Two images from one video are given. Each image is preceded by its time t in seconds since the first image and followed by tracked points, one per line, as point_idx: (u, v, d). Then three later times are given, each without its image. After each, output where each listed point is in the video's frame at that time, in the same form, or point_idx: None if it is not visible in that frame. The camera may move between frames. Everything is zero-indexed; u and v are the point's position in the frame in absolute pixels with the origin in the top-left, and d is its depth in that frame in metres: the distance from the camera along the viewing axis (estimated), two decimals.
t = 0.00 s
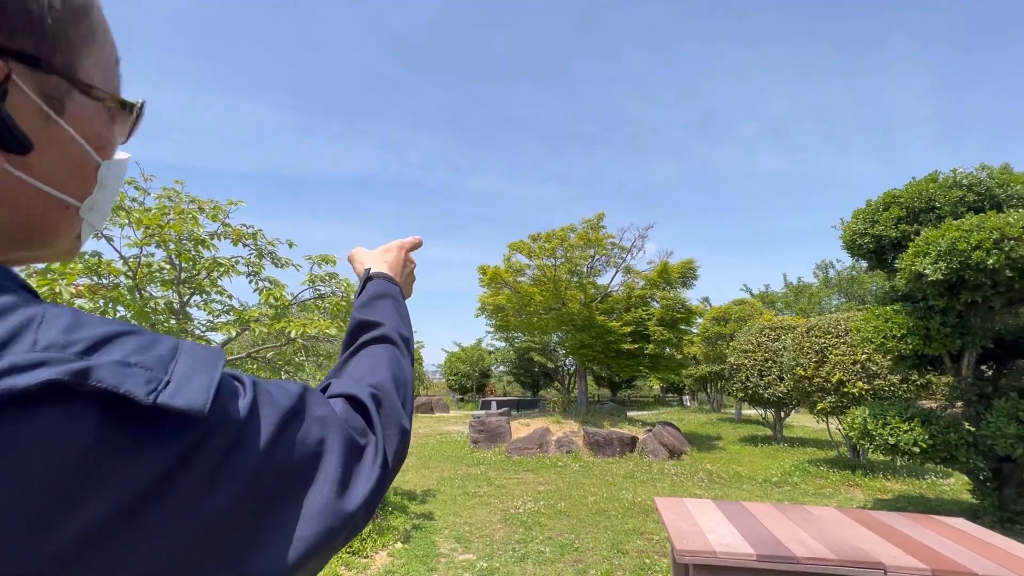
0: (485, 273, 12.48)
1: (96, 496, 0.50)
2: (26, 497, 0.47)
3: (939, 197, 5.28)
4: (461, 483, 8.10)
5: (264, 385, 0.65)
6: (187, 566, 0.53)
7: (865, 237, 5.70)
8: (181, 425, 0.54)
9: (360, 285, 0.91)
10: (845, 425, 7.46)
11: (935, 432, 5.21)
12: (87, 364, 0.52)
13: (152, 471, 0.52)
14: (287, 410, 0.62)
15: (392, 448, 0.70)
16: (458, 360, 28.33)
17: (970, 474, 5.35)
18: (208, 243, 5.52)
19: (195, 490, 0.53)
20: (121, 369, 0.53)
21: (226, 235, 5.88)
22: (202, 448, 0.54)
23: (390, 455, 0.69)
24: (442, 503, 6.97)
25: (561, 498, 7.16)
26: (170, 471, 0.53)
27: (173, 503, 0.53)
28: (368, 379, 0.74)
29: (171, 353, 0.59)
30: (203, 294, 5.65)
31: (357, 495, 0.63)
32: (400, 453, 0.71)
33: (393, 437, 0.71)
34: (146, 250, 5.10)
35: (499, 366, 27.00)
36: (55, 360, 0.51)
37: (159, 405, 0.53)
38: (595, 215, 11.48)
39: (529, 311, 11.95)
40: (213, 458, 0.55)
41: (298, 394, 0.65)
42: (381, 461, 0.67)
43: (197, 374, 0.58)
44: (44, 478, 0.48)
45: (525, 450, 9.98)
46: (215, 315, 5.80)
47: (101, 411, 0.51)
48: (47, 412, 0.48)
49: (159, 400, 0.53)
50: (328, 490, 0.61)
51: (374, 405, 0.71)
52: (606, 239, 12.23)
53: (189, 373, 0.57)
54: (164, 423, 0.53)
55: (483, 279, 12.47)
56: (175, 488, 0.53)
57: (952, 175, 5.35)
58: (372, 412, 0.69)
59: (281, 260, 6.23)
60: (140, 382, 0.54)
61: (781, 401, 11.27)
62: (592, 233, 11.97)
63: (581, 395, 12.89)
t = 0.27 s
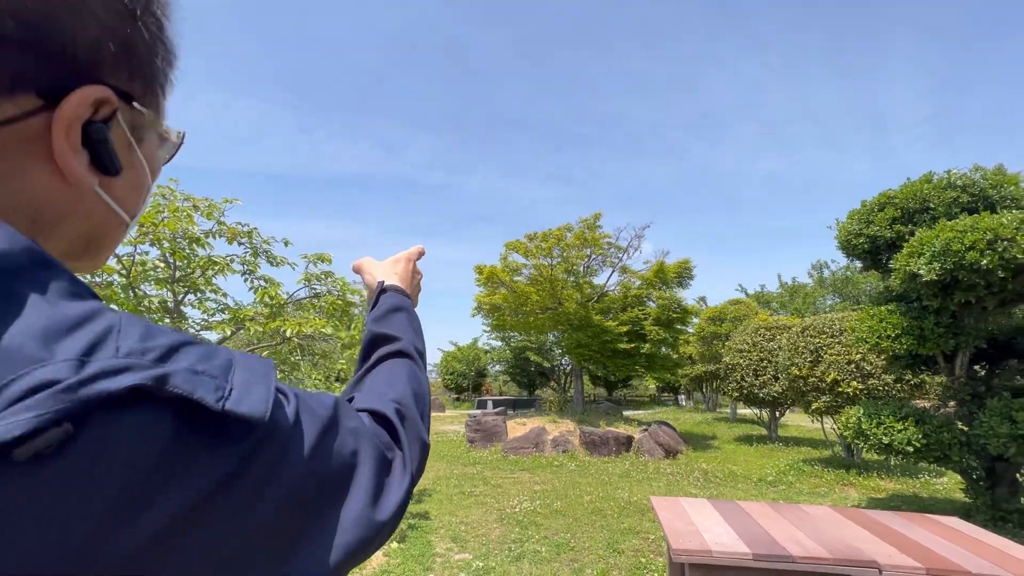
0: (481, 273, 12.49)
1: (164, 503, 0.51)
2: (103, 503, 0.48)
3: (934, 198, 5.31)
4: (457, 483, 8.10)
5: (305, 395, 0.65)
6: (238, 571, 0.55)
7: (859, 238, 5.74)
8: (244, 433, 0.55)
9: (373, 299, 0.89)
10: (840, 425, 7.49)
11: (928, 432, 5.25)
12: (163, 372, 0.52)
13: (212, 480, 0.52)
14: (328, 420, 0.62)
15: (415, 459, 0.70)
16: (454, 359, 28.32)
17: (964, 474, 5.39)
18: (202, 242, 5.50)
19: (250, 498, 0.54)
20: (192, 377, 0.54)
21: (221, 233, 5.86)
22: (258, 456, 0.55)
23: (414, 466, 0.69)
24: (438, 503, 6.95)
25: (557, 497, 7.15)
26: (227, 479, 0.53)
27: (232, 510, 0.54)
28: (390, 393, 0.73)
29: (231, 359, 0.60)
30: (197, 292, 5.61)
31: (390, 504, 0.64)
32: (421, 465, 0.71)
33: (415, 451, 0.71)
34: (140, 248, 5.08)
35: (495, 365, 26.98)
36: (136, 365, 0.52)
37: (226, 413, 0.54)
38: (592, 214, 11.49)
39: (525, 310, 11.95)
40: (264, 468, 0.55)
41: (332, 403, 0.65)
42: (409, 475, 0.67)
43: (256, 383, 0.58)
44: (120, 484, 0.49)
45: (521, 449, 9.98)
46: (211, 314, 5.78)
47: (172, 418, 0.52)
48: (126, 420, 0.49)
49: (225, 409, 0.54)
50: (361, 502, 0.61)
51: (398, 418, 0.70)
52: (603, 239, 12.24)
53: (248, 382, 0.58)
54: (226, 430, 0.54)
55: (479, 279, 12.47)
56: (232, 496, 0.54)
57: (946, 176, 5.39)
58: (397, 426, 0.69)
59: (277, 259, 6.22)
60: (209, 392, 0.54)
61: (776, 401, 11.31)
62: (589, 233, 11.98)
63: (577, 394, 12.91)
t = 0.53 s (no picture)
0: (481, 271, 12.45)
1: (167, 496, 0.48)
2: (89, 500, 0.45)
3: (939, 195, 5.26)
4: (457, 482, 8.05)
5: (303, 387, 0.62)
6: (246, 571, 0.52)
7: (864, 235, 5.68)
8: (247, 421, 0.52)
9: (384, 301, 0.85)
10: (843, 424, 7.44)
11: (934, 431, 5.19)
12: (162, 355, 0.49)
13: (215, 472, 0.50)
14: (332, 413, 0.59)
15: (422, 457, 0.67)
16: (453, 359, 28.29)
17: (969, 473, 5.33)
18: (200, 239, 5.46)
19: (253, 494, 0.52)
20: (194, 361, 0.51)
21: (220, 231, 5.81)
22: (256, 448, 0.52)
23: (420, 466, 0.66)
24: (438, 502, 6.90)
25: (558, 497, 7.09)
26: (229, 472, 0.50)
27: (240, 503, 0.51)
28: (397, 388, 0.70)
29: (231, 344, 0.57)
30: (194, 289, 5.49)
31: (395, 506, 0.60)
32: (430, 465, 0.69)
33: (423, 450, 0.68)
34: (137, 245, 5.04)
35: (495, 364, 26.95)
36: (132, 348, 0.48)
37: (230, 398, 0.51)
38: (593, 213, 11.44)
39: (526, 309, 11.91)
40: (268, 461, 0.52)
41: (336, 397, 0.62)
42: (415, 475, 0.64)
43: (260, 370, 0.55)
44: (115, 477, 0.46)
45: (521, 448, 9.92)
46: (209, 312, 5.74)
47: (172, 404, 0.49)
48: (118, 405, 0.46)
49: (228, 395, 0.51)
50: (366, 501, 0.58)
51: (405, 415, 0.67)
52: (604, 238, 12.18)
53: (252, 369, 0.55)
54: (230, 418, 0.51)
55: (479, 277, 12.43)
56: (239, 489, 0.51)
57: (952, 173, 5.34)
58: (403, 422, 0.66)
59: (276, 257, 6.17)
60: (213, 379, 0.51)
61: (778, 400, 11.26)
62: (590, 232, 11.93)
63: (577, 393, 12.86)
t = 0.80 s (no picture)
0: (486, 270, 12.35)
1: (74, 456, 0.47)
2: None
3: (960, 189, 5.11)
4: (463, 482, 7.96)
5: (243, 351, 0.61)
6: (183, 534, 0.52)
7: (880, 230, 5.53)
8: (138, 370, 0.50)
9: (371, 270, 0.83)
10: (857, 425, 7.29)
11: (953, 432, 5.05)
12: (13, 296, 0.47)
13: (118, 431, 0.48)
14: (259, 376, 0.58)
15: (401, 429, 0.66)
16: (458, 358, 28.21)
17: (990, 475, 5.18)
18: (203, 235, 5.41)
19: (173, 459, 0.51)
20: (54, 300, 0.48)
21: (223, 227, 5.74)
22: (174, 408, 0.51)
23: (395, 439, 0.65)
24: (443, 503, 6.81)
25: (566, 497, 6.98)
26: (135, 432, 0.49)
27: (139, 467, 0.50)
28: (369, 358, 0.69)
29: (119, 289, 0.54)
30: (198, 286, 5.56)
31: (358, 490, 0.60)
32: (409, 440, 0.67)
33: (398, 422, 0.66)
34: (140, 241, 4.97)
35: (500, 364, 26.85)
36: None
37: (107, 346, 0.48)
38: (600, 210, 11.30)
39: (532, 308, 11.79)
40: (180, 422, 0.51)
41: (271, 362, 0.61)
42: (384, 448, 0.63)
43: (157, 315, 0.52)
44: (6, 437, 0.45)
45: (527, 448, 9.81)
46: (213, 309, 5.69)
47: (41, 351, 0.47)
48: None
49: (108, 340, 0.48)
50: (322, 480, 0.57)
51: (375, 385, 0.66)
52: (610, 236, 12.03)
53: (148, 314, 0.52)
54: (123, 371, 0.49)
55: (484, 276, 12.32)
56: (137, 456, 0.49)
57: (973, 166, 5.18)
58: (373, 391, 0.65)
59: (280, 254, 6.10)
60: (79, 319, 0.48)
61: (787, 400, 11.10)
62: (596, 229, 11.78)
63: (584, 393, 12.74)
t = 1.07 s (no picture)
0: (497, 269, 12.19)
1: None
2: None
3: (999, 181, 4.84)
4: (475, 486, 7.81)
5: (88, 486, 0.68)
6: None
7: (912, 226, 5.28)
8: None
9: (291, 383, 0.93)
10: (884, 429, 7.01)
11: (994, 439, 4.78)
12: None
13: None
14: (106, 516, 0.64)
15: (314, 513, 0.76)
16: (470, 358, 28.07)
17: None
18: (212, 235, 5.34)
19: None
20: None
21: (231, 226, 5.67)
22: (69, 540, 0.62)
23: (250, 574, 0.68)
24: (455, 508, 6.66)
25: (580, 503, 6.79)
26: None
27: None
28: (235, 478, 0.74)
29: None
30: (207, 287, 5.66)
31: None
32: None
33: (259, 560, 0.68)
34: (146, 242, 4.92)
35: (511, 364, 26.67)
36: None
37: None
38: (613, 208, 11.06)
39: (544, 308, 11.60)
40: None
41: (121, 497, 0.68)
42: None
43: None
44: None
45: (540, 451, 9.63)
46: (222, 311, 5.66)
47: None
48: None
49: None
50: None
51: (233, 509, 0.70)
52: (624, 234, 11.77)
53: None
54: None
55: (496, 276, 12.16)
56: None
57: (1012, 157, 4.90)
58: (219, 519, 0.69)
59: (289, 253, 6.04)
60: None
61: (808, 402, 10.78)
62: (609, 228, 11.55)
63: (597, 394, 12.52)
